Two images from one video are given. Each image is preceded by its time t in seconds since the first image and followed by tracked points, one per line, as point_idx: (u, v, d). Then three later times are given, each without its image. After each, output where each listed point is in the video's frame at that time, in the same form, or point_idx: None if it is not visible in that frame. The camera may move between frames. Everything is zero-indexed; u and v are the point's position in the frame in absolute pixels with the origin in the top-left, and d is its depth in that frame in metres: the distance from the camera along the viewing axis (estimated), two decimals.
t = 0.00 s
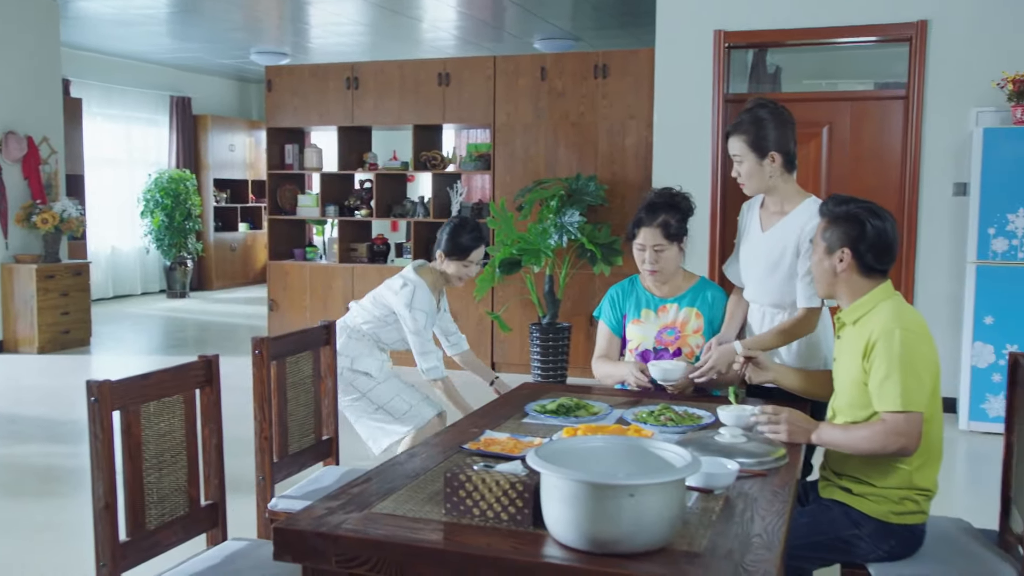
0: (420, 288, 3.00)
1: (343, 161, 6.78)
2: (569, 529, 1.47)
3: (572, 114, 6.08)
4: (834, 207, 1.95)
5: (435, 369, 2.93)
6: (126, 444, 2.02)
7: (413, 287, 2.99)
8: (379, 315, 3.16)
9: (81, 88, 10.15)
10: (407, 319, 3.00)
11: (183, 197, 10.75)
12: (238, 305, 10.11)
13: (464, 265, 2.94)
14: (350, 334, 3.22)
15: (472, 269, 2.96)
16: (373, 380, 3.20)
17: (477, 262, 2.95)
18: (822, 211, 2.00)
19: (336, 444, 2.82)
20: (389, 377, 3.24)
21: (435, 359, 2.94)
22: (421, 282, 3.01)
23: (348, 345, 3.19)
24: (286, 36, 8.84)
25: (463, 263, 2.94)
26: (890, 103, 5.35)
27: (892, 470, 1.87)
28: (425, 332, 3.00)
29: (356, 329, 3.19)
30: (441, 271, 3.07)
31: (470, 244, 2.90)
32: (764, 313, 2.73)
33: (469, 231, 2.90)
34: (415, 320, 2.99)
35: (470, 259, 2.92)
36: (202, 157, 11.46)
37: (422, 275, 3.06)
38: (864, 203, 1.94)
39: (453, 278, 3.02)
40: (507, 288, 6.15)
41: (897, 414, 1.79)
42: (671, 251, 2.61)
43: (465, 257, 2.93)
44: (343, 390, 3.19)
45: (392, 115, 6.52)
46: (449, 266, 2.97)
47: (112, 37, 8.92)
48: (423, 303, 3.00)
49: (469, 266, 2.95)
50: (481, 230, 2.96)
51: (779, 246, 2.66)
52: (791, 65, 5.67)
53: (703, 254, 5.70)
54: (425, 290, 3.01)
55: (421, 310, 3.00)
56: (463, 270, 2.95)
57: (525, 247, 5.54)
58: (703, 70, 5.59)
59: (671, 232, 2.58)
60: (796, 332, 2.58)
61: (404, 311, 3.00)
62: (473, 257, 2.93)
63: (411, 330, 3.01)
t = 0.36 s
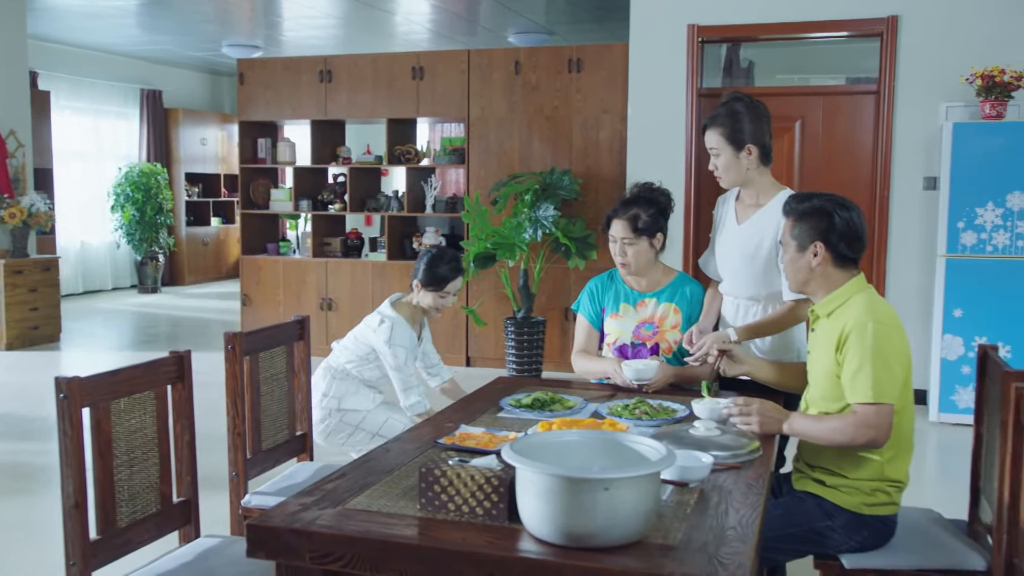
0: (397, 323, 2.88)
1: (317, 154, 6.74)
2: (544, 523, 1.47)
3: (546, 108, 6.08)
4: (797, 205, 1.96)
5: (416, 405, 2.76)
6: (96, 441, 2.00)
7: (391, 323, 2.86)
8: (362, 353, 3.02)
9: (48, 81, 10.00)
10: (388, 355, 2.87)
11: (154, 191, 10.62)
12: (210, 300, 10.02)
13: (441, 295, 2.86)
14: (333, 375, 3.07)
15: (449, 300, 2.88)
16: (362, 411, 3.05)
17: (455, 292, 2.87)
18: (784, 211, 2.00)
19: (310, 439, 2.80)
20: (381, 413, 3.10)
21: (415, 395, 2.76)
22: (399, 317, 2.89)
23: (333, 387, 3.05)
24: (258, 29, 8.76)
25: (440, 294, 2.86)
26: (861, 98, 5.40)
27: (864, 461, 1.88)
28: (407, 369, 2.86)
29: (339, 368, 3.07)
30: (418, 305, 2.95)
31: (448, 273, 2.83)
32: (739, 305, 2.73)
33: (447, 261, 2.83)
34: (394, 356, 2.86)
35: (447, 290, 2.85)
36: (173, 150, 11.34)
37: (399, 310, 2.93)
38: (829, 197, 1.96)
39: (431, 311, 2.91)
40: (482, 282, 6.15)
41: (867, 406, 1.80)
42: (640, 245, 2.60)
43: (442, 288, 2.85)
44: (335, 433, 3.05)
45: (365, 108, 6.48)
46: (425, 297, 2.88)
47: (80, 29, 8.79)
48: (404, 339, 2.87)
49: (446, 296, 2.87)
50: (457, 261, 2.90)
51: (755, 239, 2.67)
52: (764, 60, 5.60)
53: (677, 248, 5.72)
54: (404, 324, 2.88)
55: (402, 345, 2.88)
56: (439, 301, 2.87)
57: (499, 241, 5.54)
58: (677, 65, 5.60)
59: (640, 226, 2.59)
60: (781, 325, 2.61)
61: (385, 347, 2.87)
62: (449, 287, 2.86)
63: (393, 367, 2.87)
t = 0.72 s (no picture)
0: (375, 334, 2.79)
1: (297, 150, 6.70)
2: (529, 521, 1.47)
3: (528, 104, 6.08)
4: (774, 204, 1.97)
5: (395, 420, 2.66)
6: (74, 441, 1.97)
7: (368, 332, 2.79)
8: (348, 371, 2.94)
9: (24, 76, 9.87)
10: (364, 368, 2.77)
11: (132, 187, 10.52)
12: (190, 298, 9.95)
13: (412, 289, 2.85)
14: (321, 394, 3.00)
15: (423, 289, 2.86)
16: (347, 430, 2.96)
17: (423, 279, 2.87)
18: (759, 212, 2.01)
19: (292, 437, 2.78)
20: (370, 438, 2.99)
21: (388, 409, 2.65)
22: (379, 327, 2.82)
23: (318, 405, 2.98)
24: (237, 24, 8.69)
25: (411, 286, 2.85)
26: (841, 96, 5.43)
27: (846, 456, 1.89)
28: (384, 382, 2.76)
29: (327, 387, 3.00)
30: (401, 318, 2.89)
31: (401, 264, 2.86)
32: (723, 300, 2.74)
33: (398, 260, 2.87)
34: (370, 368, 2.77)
35: (413, 280, 2.85)
36: (151, 146, 11.24)
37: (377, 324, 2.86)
38: (800, 196, 1.98)
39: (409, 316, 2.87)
40: (464, 279, 6.14)
41: (847, 402, 1.81)
42: (617, 240, 2.60)
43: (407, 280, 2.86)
44: (319, 452, 2.96)
45: (345, 103, 6.45)
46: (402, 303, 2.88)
47: (56, 23, 8.69)
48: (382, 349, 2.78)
49: (417, 285, 2.85)
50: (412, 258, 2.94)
51: (739, 235, 2.68)
52: (744, 56, 5.64)
53: (659, 244, 5.74)
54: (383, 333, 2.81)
55: (381, 356, 2.78)
56: (415, 295, 2.85)
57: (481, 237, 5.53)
58: (658, 61, 5.61)
59: (617, 222, 2.59)
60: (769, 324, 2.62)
61: (361, 358, 2.78)
62: (415, 278, 2.86)
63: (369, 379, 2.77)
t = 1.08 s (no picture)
0: (361, 298, 2.86)
1: (282, 148, 6.67)
2: (519, 521, 1.46)
3: (514, 102, 6.07)
4: (772, 196, 1.97)
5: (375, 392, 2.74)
6: (58, 442, 1.95)
7: (355, 294, 2.86)
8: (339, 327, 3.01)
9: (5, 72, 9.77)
10: (350, 330, 2.86)
11: (115, 185, 10.43)
12: (175, 296, 9.89)
13: (405, 248, 2.85)
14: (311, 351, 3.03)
15: (415, 247, 2.86)
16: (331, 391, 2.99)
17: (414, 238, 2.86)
18: (761, 202, 2.02)
19: (278, 436, 2.76)
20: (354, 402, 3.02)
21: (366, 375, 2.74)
22: (365, 290, 2.88)
23: (307, 362, 3.02)
24: (221, 20, 8.63)
25: (403, 246, 2.84)
26: (826, 93, 5.45)
27: (835, 454, 1.89)
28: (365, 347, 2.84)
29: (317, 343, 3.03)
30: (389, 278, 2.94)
31: (393, 223, 2.83)
32: (713, 297, 2.74)
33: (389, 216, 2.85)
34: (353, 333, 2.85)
35: (405, 240, 2.83)
36: (134, 144, 11.16)
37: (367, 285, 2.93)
38: (801, 191, 1.96)
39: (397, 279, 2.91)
40: (450, 276, 6.13)
41: (832, 400, 1.81)
42: (607, 237, 2.60)
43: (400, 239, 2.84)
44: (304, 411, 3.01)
45: (330, 100, 6.42)
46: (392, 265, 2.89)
47: (39, 19, 8.60)
48: (365, 314, 2.86)
49: (409, 245, 2.85)
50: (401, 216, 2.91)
51: (729, 233, 2.68)
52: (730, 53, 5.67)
53: (646, 241, 5.75)
54: (368, 297, 2.88)
55: (366, 319, 2.86)
56: (407, 255, 2.85)
57: (467, 235, 5.52)
58: (644, 58, 5.61)
59: (606, 219, 2.58)
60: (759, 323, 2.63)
61: (348, 320, 2.87)
62: (408, 238, 2.85)
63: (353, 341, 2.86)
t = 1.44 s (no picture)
0: (331, 210, 2.82)
1: (271, 147, 6.65)
2: (514, 521, 1.45)
3: (504, 100, 6.06)
4: (771, 193, 1.96)
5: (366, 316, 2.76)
6: (45, 443, 1.93)
7: (325, 206, 2.82)
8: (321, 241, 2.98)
9: None
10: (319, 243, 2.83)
11: (102, 184, 10.37)
12: (163, 296, 9.86)
13: (390, 168, 2.76)
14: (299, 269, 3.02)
15: (400, 169, 2.77)
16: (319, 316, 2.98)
17: (403, 161, 2.76)
18: (761, 197, 2.00)
19: (269, 437, 2.75)
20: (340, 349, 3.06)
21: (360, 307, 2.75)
22: (336, 202, 2.83)
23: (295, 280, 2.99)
24: (209, 19, 8.59)
25: (388, 165, 2.74)
26: (815, 92, 5.47)
27: (827, 453, 1.90)
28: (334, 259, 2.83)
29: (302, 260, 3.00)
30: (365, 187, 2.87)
31: (389, 144, 2.70)
32: (705, 296, 2.74)
33: (387, 130, 2.69)
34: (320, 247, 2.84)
35: (393, 160, 2.73)
36: (122, 143, 11.10)
37: (344, 197, 2.88)
38: (801, 190, 1.95)
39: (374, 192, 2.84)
40: (440, 275, 6.12)
41: (824, 399, 1.81)
42: (606, 235, 2.60)
43: (390, 158, 2.73)
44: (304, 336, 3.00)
45: (319, 98, 6.39)
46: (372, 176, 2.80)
47: (26, 17, 8.54)
48: (334, 228, 2.82)
49: (395, 166, 2.75)
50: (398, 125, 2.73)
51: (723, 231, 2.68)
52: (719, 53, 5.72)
53: (637, 240, 5.76)
54: (342, 211, 2.83)
55: (336, 233, 2.83)
56: (390, 175, 2.77)
57: (457, 233, 5.51)
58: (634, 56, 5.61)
59: (606, 217, 2.58)
60: (752, 322, 2.63)
61: (318, 232, 2.83)
62: (397, 157, 2.74)
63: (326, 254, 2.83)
